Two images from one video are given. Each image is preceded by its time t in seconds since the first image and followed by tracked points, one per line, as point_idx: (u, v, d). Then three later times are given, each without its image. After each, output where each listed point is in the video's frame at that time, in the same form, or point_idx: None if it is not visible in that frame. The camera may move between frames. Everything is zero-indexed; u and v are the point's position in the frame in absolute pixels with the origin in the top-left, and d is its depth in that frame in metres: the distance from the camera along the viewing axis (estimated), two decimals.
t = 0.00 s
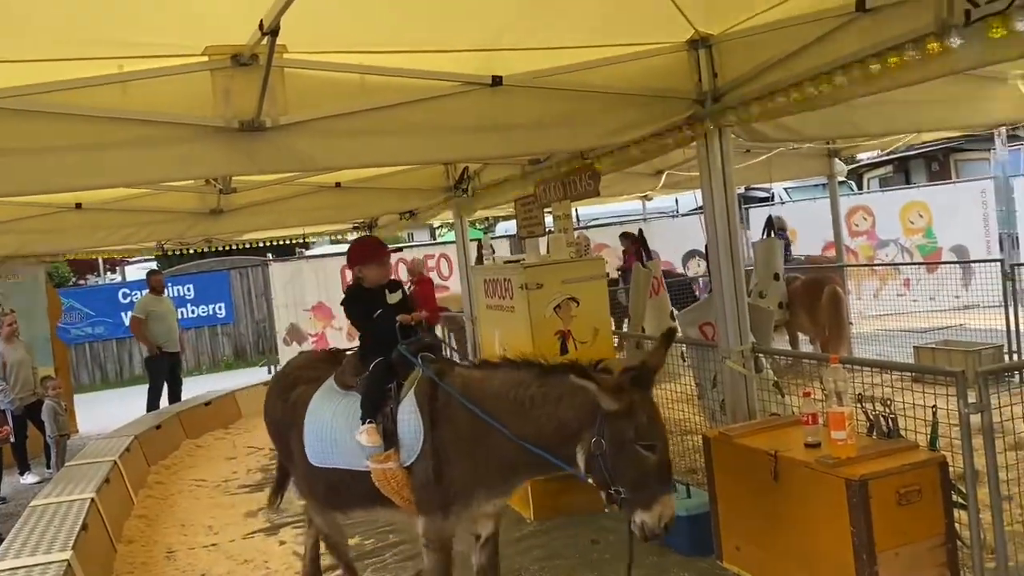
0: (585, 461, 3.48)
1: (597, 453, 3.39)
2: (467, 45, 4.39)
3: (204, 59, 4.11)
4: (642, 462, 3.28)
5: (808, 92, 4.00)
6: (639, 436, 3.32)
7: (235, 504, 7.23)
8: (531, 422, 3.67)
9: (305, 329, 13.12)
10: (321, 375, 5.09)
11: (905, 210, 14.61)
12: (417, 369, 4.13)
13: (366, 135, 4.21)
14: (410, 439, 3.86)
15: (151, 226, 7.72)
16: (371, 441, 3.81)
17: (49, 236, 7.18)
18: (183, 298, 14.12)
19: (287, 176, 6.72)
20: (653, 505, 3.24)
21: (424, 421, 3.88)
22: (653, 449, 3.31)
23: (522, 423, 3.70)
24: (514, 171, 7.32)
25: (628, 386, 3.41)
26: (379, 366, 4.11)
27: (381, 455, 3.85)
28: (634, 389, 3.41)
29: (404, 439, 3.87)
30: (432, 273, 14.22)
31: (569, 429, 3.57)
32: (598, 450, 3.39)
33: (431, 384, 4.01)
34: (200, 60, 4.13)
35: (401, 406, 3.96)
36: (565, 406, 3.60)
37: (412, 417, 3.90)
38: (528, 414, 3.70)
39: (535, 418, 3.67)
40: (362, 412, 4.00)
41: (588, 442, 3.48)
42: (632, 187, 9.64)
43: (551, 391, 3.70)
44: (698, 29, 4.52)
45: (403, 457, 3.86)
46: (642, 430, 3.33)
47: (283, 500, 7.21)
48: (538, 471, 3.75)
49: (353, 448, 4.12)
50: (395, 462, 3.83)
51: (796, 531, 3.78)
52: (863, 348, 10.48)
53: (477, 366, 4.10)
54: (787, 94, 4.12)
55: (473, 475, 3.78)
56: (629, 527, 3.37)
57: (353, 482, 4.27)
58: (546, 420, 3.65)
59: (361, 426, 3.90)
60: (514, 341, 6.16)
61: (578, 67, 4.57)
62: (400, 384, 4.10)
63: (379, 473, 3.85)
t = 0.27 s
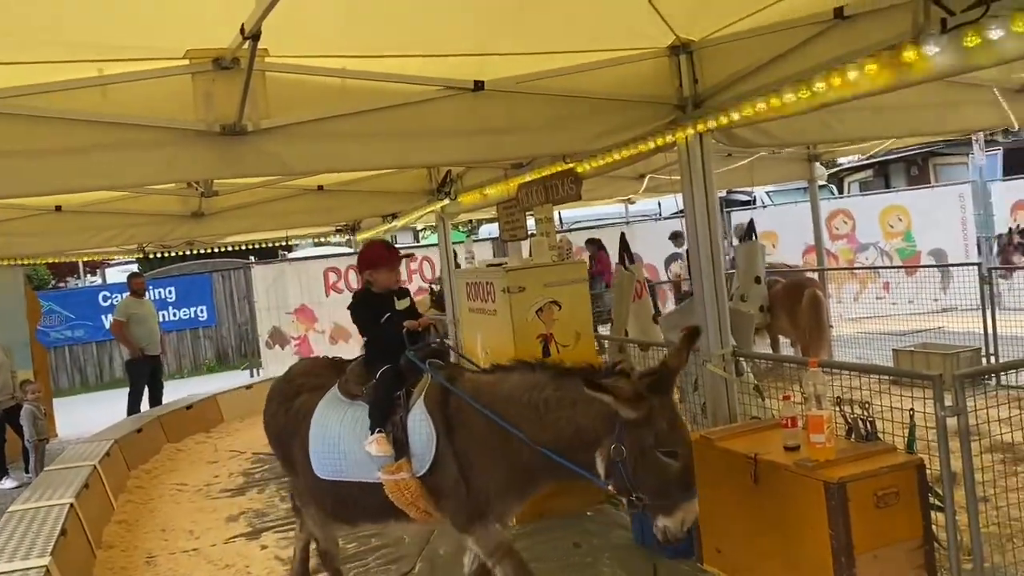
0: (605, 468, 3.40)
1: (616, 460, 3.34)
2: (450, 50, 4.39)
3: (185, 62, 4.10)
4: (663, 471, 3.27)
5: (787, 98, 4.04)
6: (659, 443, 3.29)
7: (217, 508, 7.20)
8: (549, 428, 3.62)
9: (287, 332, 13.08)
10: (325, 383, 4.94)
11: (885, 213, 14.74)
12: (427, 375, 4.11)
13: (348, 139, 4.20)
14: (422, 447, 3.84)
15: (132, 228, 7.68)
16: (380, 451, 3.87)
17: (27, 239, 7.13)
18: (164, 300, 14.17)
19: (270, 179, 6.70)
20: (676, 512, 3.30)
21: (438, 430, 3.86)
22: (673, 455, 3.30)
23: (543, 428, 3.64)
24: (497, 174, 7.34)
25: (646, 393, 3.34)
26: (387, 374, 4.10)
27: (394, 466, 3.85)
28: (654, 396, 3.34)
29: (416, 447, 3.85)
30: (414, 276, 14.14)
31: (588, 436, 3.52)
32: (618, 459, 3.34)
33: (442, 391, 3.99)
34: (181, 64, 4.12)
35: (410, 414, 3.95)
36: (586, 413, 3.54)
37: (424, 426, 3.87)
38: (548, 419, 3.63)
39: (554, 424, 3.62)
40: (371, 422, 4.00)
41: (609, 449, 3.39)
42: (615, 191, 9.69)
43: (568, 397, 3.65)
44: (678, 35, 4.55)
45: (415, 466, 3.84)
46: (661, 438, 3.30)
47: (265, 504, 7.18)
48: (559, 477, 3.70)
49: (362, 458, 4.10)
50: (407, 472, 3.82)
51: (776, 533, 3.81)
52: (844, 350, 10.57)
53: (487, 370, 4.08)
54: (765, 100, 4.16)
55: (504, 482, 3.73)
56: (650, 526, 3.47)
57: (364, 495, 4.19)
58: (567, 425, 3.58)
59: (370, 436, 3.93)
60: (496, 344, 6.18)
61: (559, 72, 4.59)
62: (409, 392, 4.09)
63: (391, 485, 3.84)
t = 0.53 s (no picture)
0: (615, 475, 3.04)
1: (627, 464, 2.98)
2: (425, 52, 4.38)
3: (157, 64, 4.06)
4: (678, 473, 2.93)
5: (761, 101, 4.06)
6: (672, 444, 2.96)
7: (192, 513, 7.13)
8: (556, 435, 3.23)
9: (265, 335, 12.98)
10: (323, 385, 4.50)
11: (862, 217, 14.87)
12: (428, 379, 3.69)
13: (321, 141, 4.17)
14: (422, 454, 3.41)
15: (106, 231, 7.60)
16: (379, 456, 3.41)
17: None
18: (140, 303, 14.05)
19: (245, 181, 6.65)
20: (690, 519, 2.91)
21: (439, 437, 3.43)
22: (687, 456, 2.97)
23: (551, 433, 3.25)
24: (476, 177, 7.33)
25: (656, 390, 3.04)
26: (387, 375, 3.66)
27: (392, 473, 3.42)
28: (663, 392, 3.04)
29: (416, 454, 3.42)
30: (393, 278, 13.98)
31: (598, 443, 3.14)
32: (628, 462, 2.99)
33: (446, 396, 3.57)
34: (153, 65, 4.08)
35: (412, 419, 3.50)
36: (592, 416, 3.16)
37: (426, 431, 3.44)
38: (554, 425, 3.24)
39: (561, 431, 3.23)
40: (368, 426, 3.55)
41: (618, 454, 3.04)
42: (594, 194, 9.71)
43: (575, 401, 3.25)
44: (654, 39, 4.57)
45: (416, 474, 3.41)
46: (674, 437, 2.97)
47: (241, 509, 7.12)
48: (567, 489, 3.33)
49: (359, 463, 3.68)
50: (407, 481, 3.40)
51: (750, 535, 3.82)
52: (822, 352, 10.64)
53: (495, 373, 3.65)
54: (740, 103, 4.18)
55: (512, 491, 3.33)
56: (665, 543, 3.04)
57: (362, 501, 3.75)
58: (575, 433, 3.19)
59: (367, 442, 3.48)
60: (474, 347, 6.17)
61: (535, 75, 4.58)
62: (410, 396, 3.62)
63: (388, 494, 3.42)
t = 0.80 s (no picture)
0: (619, 493, 2.77)
1: (633, 482, 2.71)
2: (394, 52, 4.36)
3: (121, 63, 4.01)
4: (687, 496, 2.65)
5: (729, 103, 4.09)
6: (684, 464, 2.69)
7: (161, 518, 7.04)
8: (557, 441, 3.01)
9: (237, 337, 12.88)
10: (310, 391, 4.30)
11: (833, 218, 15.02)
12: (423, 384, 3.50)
13: (290, 141, 4.14)
14: (417, 461, 3.24)
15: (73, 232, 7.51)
16: (370, 465, 3.26)
17: None
18: (112, 305, 13.93)
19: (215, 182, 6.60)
20: (693, 545, 2.61)
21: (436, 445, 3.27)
22: (699, 479, 2.68)
23: (553, 442, 3.03)
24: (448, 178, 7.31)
25: (673, 408, 2.77)
26: (379, 380, 3.48)
27: (384, 483, 3.26)
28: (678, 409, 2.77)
29: (409, 462, 3.26)
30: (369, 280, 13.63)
31: (604, 456, 2.89)
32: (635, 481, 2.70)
33: (441, 402, 3.39)
34: (117, 64, 4.03)
35: (404, 426, 3.33)
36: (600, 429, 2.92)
37: (419, 439, 3.27)
38: (558, 434, 3.02)
39: (564, 439, 3.00)
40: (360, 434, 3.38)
41: (624, 470, 2.78)
42: (567, 195, 9.74)
43: (581, 410, 3.03)
44: (624, 41, 4.58)
45: (409, 484, 3.25)
46: (687, 457, 2.70)
47: (212, 513, 7.04)
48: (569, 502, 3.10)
49: (348, 473, 3.48)
50: (400, 490, 3.24)
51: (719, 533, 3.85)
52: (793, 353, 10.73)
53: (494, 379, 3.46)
54: (708, 106, 4.21)
55: (508, 497, 3.16)
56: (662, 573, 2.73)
57: (353, 511, 3.52)
58: (580, 444, 2.95)
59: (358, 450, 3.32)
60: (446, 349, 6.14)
61: (506, 77, 4.58)
62: (403, 402, 3.44)
63: (380, 504, 3.25)
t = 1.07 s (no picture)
0: (627, 494, 2.69)
1: (644, 483, 2.63)
2: (356, 49, 4.32)
3: (75, 58, 3.93)
4: (698, 501, 2.58)
5: (690, 104, 4.11)
6: (698, 467, 2.61)
7: (122, 522, 6.93)
8: (564, 443, 2.92)
9: (201, 339, 12.73)
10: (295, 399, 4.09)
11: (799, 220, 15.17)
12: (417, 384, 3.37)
13: (250, 139, 4.09)
14: (412, 465, 3.15)
15: (31, 231, 7.37)
16: (361, 470, 3.18)
17: None
18: (72, 307, 13.53)
19: (175, 182, 6.50)
20: (699, 552, 2.53)
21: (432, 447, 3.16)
22: (711, 486, 2.62)
23: (557, 443, 2.94)
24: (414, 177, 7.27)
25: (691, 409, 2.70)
26: (371, 382, 3.37)
27: (378, 490, 3.16)
28: (699, 412, 2.69)
29: (405, 466, 3.16)
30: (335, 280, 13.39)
31: (612, 456, 2.80)
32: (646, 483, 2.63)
33: (437, 402, 3.26)
34: (71, 60, 3.95)
35: (399, 430, 3.22)
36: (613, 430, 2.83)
37: (415, 442, 3.17)
38: (565, 435, 2.93)
39: (571, 440, 2.91)
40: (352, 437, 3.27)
41: (635, 471, 2.70)
42: (534, 196, 9.73)
43: (589, 411, 2.94)
44: (587, 41, 4.58)
45: (404, 490, 3.16)
46: (702, 461, 2.62)
47: (173, 517, 6.94)
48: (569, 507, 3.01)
49: (341, 479, 3.39)
50: (395, 497, 3.14)
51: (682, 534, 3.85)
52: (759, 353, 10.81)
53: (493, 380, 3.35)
54: (670, 106, 4.22)
55: (502, 505, 3.05)
56: None
57: (347, 519, 3.46)
58: (587, 445, 2.86)
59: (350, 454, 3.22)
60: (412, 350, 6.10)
61: (469, 76, 4.56)
62: (398, 404, 3.33)
63: (375, 511, 3.18)
